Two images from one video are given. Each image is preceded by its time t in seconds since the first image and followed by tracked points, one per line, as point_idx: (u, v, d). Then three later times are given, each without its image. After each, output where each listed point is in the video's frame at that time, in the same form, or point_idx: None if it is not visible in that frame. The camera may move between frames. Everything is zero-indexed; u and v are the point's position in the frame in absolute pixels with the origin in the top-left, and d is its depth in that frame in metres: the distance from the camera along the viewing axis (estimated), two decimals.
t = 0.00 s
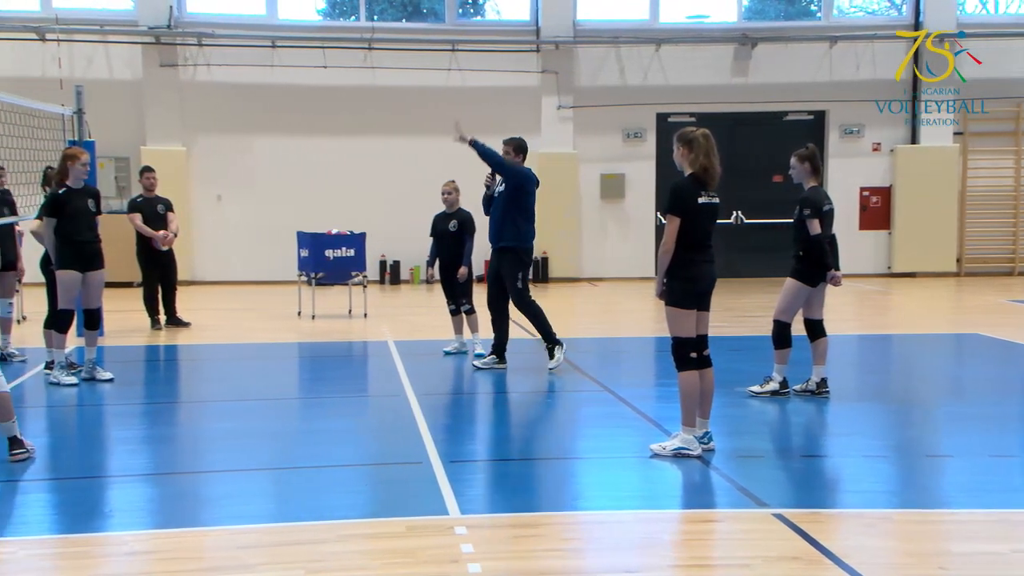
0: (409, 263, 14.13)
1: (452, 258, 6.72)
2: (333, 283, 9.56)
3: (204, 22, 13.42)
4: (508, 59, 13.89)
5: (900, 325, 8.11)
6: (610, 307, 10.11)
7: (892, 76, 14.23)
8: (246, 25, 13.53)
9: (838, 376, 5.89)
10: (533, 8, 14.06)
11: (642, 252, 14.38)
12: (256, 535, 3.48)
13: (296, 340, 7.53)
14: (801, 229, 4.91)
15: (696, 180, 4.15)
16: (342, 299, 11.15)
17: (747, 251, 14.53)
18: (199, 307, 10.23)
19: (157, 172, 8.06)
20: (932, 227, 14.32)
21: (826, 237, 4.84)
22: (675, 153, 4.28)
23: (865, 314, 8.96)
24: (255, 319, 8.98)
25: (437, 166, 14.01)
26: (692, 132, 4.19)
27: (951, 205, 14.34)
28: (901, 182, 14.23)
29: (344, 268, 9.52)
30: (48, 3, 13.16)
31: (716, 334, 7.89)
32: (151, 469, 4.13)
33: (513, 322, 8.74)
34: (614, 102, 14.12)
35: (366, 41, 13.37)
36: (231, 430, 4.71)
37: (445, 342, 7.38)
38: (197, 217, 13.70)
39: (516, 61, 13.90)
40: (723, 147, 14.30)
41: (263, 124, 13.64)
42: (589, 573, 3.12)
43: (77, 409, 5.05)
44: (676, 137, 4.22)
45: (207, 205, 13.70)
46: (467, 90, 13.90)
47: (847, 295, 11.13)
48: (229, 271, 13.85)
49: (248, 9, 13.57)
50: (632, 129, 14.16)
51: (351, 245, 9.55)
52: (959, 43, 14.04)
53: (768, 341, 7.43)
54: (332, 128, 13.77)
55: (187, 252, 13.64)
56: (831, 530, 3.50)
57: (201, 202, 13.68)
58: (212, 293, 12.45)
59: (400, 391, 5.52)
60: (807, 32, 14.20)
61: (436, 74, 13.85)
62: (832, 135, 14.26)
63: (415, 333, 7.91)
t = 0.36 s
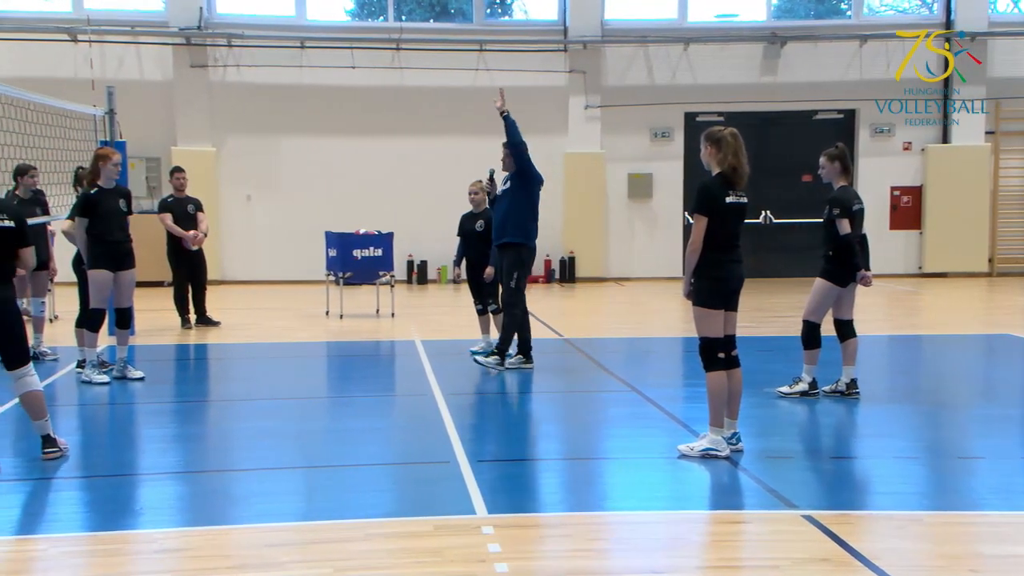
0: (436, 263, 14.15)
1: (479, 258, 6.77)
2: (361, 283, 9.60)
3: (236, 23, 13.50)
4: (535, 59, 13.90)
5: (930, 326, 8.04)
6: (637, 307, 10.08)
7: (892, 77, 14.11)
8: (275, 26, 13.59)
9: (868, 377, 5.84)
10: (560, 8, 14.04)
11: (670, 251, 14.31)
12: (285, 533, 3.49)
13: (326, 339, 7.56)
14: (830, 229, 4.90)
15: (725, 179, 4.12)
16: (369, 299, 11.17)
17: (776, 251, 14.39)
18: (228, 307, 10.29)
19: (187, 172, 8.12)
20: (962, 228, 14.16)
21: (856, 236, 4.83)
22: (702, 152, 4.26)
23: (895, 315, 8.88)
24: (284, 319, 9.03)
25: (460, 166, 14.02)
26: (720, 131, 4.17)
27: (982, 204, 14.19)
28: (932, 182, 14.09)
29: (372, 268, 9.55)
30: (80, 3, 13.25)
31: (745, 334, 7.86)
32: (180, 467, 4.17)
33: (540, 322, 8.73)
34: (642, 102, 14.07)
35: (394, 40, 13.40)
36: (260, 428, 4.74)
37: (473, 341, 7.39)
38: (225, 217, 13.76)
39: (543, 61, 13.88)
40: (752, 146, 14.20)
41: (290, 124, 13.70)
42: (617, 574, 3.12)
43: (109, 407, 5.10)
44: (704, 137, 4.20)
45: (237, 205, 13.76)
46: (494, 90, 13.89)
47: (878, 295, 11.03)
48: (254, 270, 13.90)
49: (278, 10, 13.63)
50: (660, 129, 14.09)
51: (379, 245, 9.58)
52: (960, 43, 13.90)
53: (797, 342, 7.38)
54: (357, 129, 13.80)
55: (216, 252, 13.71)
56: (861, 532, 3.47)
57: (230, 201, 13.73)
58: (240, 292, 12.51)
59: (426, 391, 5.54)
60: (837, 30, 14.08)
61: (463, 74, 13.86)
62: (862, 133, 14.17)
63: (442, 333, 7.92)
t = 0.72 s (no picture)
0: (466, 263, 14.16)
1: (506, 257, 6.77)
2: (392, 282, 9.63)
3: (269, 23, 13.53)
4: (566, 59, 13.88)
5: (966, 327, 7.95)
6: (668, 307, 10.05)
7: (892, 76, 13.99)
8: (306, 26, 13.62)
9: (902, 378, 5.79)
10: (591, 7, 13.99)
11: (701, 251, 14.25)
12: (318, 532, 3.50)
13: (358, 338, 7.60)
14: (864, 229, 4.93)
15: (755, 178, 4.09)
16: (399, 299, 11.19)
17: (808, 251, 14.30)
18: (260, 306, 10.35)
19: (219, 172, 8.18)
20: (996, 227, 14.02)
21: (891, 236, 4.85)
22: (734, 151, 4.23)
23: (930, 316, 8.79)
24: (315, 318, 9.08)
25: (486, 166, 14.02)
26: (752, 130, 4.14)
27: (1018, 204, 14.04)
28: (966, 181, 13.95)
29: (402, 267, 9.58)
30: (115, 5, 13.36)
31: (777, 335, 7.81)
32: (214, 465, 4.20)
33: (570, 322, 8.72)
34: (673, 101, 14.01)
35: (425, 40, 13.43)
36: (292, 426, 4.77)
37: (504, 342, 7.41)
38: (258, 217, 13.85)
39: (574, 61, 13.86)
40: (784, 146, 14.11)
41: (321, 124, 13.76)
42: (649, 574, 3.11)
43: (143, 405, 5.16)
44: (735, 136, 4.18)
45: (269, 206, 13.84)
46: (524, 90, 13.87)
47: (913, 296, 10.92)
48: (284, 269, 13.99)
49: (310, 11, 13.66)
50: (691, 128, 14.03)
51: (409, 245, 9.61)
52: (960, 43, 13.93)
53: (829, 343, 7.33)
54: (384, 129, 13.84)
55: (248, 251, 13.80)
56: (894, 535, 3.44)
57: (262, 202, 13.82)
58: (271, 292, 12.59)
59: (455, 390, 5.55)
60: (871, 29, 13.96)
61: (494, 74, 13.84)
62: (896, 132, 14.04)
63: (472, 333, 7.93)
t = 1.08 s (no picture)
0: (499, 263, 14.16)
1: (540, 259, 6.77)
2: (426, 282, 9.66)
3: (305, 24, 13.64)
4: (601, 58, 13.86)
5: (1008, 328, 7.84)
6: (702, 308, 10.01)
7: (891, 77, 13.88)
8: (342, 27, 13.68)
9: (941, 379, 5.74)
10: (627, 6, 13.94)
11: (737, 251, 14.17)
12: (353, 530, 3.50)
13: (393, 338, 7.63)
14: (902, 229, 4.97)
15: (792, 177, 4.06)
16: (432, 299, 11.21)
17: (846, 251, 14.18)
18: (295, 305, 10.43)
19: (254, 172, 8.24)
20: None
21: (929, 237, 4.89)
22: (768, 150, 4.21)
23: (970, 317, 8.67)
24: (351, 317, 9.13)
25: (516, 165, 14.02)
26: (788, 129, 4.11)
27: None
28: (1006, 180, 13.81)
29: (436, 267, 9.60)
30: (155, 6, 13.49)
31: (814, 336, 7.75)
32: (250, 463, 4.23)
33: (605, 322, 8.71)
34: (709, 99, 13.93)
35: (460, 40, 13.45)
36: (326, 425, 4.81)
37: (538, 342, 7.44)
38: (295, 217, 13.94)
39: (610, 61, 13.83)
40: (822, 145, 14.00)
41: (355, 124, 13.80)
42: None
43: (180, 403, 5.21)
44: (771, 135, 4.14)
45: (305, 207, 13.93)
46: (559, 89, 13.88)
47: (952, 296, 10.79)
48: (320, 269, 14.07)
49: (346, 12, 13.74)
50: (727, 127, 13.94)
51: (443, 244, 9.64)
52: (960, 43, 13.75)
53: (867, 344, 7.27)
54: (414, 129, 13.87)
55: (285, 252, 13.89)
56: (932, 538, 3.39)
57: (298, 204, 13.92)
58: (304, 292, 12.66)
59: (488, 389, 5.57)
60: (911, 26, 13.81)
61: (529, 74, 13.85)
62: (936, 131, 13.89)
63: (506, 333, 7.94)
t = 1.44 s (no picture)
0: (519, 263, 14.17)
1: (561, 258, 6.78)
2: (446, 281, 9.69)
3: (326, 25, 13.67)
4: (622, 58, 13.81)
5: None
6: (723, 308, 9.99)
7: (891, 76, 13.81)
8: (363, 27, 13.69)
9: (965, 380, 5.71)
10: (648, 6, 13.83)
11: (758, 251, 14.13)
12: (374, 529, 3.48)
13: (414, 337, 7.65)
14: (926, 228, 4.99)
15: (818, 176, 4.04)
16: (452, 298, 11.22)
17: (868, 251, 14.13)
18: (317, 305, 10.48)
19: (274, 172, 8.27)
20: None
21: (953, 236, 4.91)
22: (792, 147, 4.18)
23: (993, 317, 8.61)
24: (373, 317, 9.15)
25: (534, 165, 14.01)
26: (818, 129, 4.09)
27: None
28: None
29: (457, 267, 9.62)
30: (178, 7, 13.51)
31: (836, 336, 7.72)
32: (272, 462, 4.25)
33: (626, 322, 8.71)
34: (731, 99, 13.87)
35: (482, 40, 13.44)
36: (347, 424, 4.83)
37: (559, 342, 7.46)
38: (316, 217, 13.99)
39: (631, 60, 13.78)
40: (846, 145, 13.94)
41: (375, 125, 13.83)
42: None
43: (202, 403, 5.24)
44: (797, 132, 4.12)
45: (327, 207, 13.97)
46: (581, 89, 13.86)
47: (976, 296, 10.72)
48: (342, 268, 14.11)
49: (368, 12, 13.76)
50: (749, 126, 13.88)
51: (464, 244, 9.65)
52: (960, 42, 13.63)
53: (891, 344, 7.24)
54: (432, 128, 13.87)
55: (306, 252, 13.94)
56: (956, 540, 3.35)
57: (320, 204, 13.97)
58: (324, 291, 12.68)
59: (508, 390, 5.58)
60: (935, 25, 13.70)
61: (550, 74, 13.84)
62: (960, 131, 13.80)
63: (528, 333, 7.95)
